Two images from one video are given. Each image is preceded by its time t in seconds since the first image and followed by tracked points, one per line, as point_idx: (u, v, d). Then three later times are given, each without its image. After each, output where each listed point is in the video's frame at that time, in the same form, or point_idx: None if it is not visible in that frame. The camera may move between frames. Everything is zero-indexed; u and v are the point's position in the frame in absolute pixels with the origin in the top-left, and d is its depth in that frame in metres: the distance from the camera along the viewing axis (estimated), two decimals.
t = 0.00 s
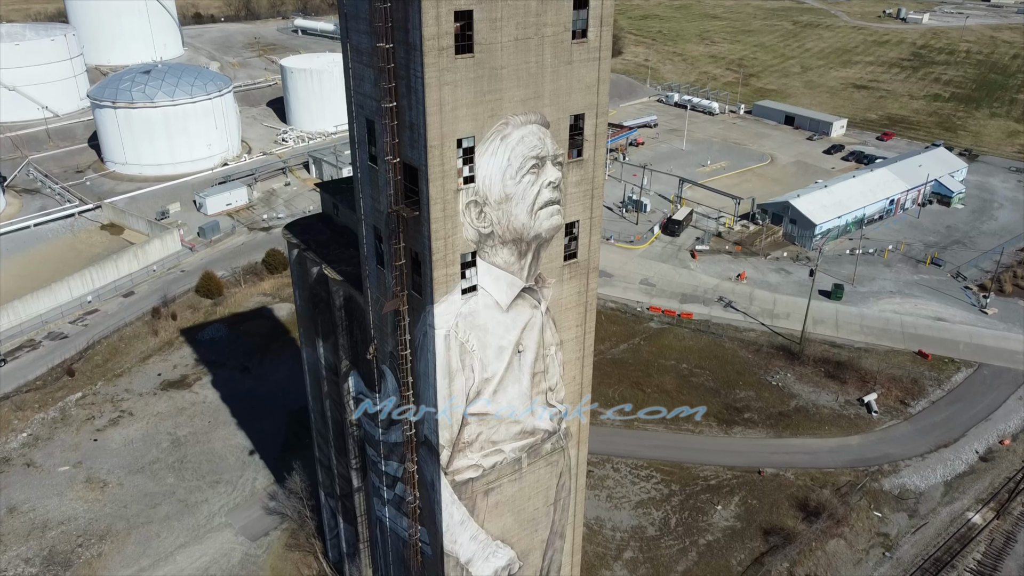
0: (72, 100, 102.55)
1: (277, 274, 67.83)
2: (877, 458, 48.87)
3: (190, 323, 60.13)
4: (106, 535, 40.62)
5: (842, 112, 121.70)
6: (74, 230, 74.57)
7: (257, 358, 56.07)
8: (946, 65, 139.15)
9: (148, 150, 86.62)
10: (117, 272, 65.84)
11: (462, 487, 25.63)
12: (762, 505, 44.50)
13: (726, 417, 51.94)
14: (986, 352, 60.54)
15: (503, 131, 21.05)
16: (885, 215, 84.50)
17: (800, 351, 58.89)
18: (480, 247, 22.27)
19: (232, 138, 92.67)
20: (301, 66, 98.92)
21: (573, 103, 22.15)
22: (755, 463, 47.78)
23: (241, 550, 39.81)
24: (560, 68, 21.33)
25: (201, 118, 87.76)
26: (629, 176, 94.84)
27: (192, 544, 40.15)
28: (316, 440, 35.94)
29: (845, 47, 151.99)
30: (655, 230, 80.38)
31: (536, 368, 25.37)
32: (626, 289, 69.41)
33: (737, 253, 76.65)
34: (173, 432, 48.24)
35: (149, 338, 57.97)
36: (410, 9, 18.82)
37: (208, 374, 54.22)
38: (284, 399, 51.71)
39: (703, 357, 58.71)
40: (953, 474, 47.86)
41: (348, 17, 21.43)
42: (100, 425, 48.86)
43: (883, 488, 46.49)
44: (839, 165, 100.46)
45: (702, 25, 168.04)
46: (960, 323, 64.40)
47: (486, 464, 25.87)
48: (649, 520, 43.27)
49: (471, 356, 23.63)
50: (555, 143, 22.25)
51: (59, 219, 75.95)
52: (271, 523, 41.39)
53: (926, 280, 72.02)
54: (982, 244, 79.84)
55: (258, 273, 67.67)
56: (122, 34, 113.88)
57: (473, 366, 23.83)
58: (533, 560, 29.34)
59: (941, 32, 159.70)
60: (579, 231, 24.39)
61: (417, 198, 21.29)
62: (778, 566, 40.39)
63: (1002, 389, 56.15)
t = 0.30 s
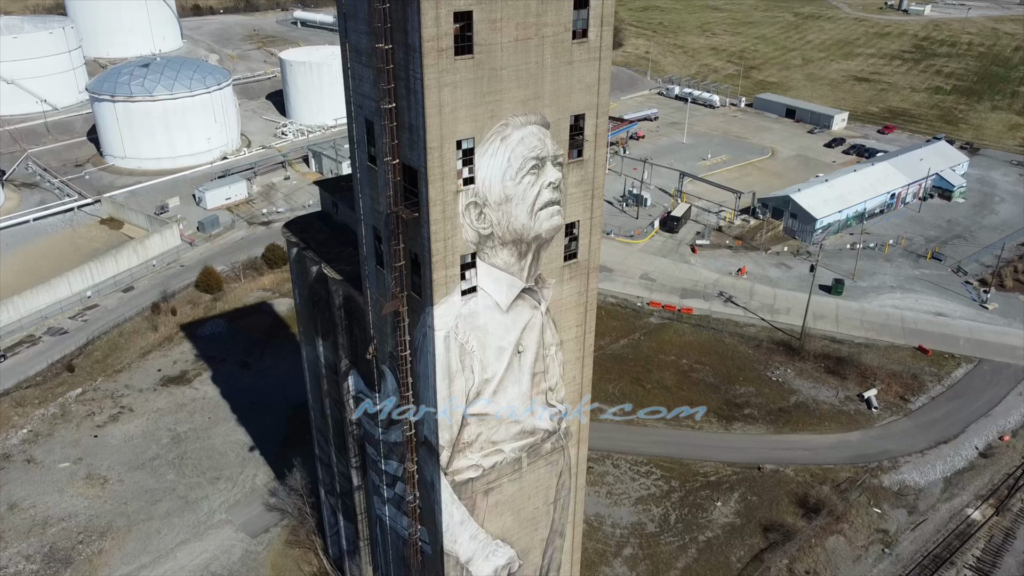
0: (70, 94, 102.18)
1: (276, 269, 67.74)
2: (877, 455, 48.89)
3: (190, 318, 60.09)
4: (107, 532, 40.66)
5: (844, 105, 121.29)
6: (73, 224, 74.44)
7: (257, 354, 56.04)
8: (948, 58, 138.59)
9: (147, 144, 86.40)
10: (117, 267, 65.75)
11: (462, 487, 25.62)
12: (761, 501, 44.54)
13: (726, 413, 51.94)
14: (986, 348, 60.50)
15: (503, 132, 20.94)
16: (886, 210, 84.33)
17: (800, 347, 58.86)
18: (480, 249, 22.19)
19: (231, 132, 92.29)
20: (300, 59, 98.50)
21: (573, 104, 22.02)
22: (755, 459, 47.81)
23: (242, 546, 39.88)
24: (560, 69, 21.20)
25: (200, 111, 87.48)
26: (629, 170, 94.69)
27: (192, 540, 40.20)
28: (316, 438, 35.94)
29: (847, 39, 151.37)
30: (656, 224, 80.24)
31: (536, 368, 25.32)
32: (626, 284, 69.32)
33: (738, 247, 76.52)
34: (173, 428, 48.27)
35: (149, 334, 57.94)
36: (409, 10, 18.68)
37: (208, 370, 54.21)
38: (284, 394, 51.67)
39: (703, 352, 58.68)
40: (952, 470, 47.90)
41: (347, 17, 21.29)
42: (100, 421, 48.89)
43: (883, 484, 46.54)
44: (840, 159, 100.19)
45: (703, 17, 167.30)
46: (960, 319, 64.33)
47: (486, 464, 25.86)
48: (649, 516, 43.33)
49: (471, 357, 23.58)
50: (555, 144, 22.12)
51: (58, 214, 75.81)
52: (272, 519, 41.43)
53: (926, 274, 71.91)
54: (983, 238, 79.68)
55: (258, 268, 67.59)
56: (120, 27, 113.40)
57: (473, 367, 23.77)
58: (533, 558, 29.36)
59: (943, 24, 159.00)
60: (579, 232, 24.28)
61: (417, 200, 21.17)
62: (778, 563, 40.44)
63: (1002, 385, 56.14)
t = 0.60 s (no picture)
0: (69, 87, 101.85)
1: (276, 264, 67.65)
2: (877, 451, 48.91)
3: (190, 314, 60.06)
4: (107, 529, 40.73)
5: (845, 98, 120.89)
6: (73, 219, 74.31)
7: (257, 349, 56.00)
8: (949, 50, 138.05)
9: (146, 138, 86.16)
10: (116, 262, 65.67)
11: (462, 488, 25.63)
12: (761, 498, 44.59)
13: (725, 410, 51.94)
14: (986, 343, 60.49)
15: (502, 133, 20.82)
16: (887, 204, 84.17)
17: (800, 342, 58.84)
18: (480, 250, 22.11)
19: (230, 126, 91.97)
20: (299, 52, 98.08)
21: (573, 104, 21.90)
22: (754, 456, 47.84)
23: (242, 543, 39.94)
24: (560, 70, 21.07)
25: (199, 105, 87.18)
26: (629, 164, 94.53)
27: (193, 537, 40.27)
28: (316, 436, 35.94)
29: (848, 31, 150.73)
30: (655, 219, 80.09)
31: (536, 368, 25.27)
32: (627, 279, 69.23)
33: (738, 242, 76.40)
34: (173, 425, 48.28)
35: (149, 330, 57.90)
36: (408, 12, 18.56)
37: (208, 366, 54.19)
38: (284, 390, 51.69)
39: (703, 348, 58.63)
40: (952, 466, 47.91)
41: (346, 17, 21.14)
42: (100, 417, 48.90)
43: (882, 480, 46.57)
44: (840, 152, 99.92)
45: (704, 8, 166.58)
46: (961, 314, 64.30)
47: (486, 464, 25.85)
48: (649, 513, 43.41)
49: (471, 358, 23.52)
50: (555, 144, 22.01)
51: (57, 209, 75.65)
52: (272, 516, 41.49)
53: (927, 269, 71.82)
54: (983, 232, 79.57)
55: (258, 263, 67.50)
56: (119, 20, 112.96)
57: (472, 368, 23.73)
58: (533, 557, 29.39)
59: (945, 16, 158.29)
60: (579, 232, 24.20)
61: (416, 201, 21.07)
62: (777, 559, 40.55)
63: (1002, 380, 56.15)
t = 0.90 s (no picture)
0: (68, 80, 101.55)
1: (276, 259, 67.57)
2: (876, 447, 48.93)
3: (190, 309, 60.02)
4: (108, 525, 40.80)
5: (846, 91, 120.48)
6: (72, 213, 74.16)
7: (257, 345, 55.98)
8: (951, 42, 137.46)
9: (146, 132, 85.94)
10: (116, 257, 65.61)
11: (462, 488, 25.63)
12: (760, 495, 44.64)
13: (725, 405, 51.96)
14: (986, 339, 60.46)
15: (502, 134, 20.71)
16: (888, 198, 83.98)
17: (801, 338, 58.80)
18: (480, 251, 22.03)
19: (230, 119, 91.67)
20: (299, 45, 97.67)
21: (573, 105, 21.77)
22: (754, 452, 47.88)
23: (243, 540, 40.02)
24: (561, 70, 20.95)
25: (198, 99, 86.90)
26: (630, 158, 94.34)
27: (193, 534, 40.35)
28: (316, 434, 35.95)
29: (849, 23, 150.05)
30: (656, 213, 79.94)
31: (536, 368, 25.23)
32: (627, 274, 69.15)
33: (738, 237, 76.28)
34: (173, 421, 48.30)
35: (149, 325, 57.90)
36: (408, 13, 18.43)
37: (208, 361, 54.18)
38: (284, 386, 51.70)
39: (703, 343, 58.62)
40: (951, 462, 47.96)
41: (345, 17, 21.00)
42: (100, 413, 48.93)
43: (882, 476, 46.61)
44: (841, 146, 99.65)
45: None
46: (961, 309, 64.26)
47: (486, 464, 25.85)
48: (648, 509, 43.47)
49: (471, 359, 23.48)
50: (555, 145, 21.90)
51: (56, 203, 75.49)
52: (273, 512, 41.57)
53: (927, 264, 71.73)
54: (984, 227, 79.45)
55: (258, 258, 67.43)
56: (117, 12, 112.57)
57: (472, 369, 23.68)
58: (533, 556, 29.44)
59: (947, 7, 157.52)
60: (579, 232, 24.10)
61: (415, 203, 20.97)
62: (776, 556, 40.60)
63: (1002, 376, 56.15)
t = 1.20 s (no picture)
0: (67, 73, 101.25)
1: (275, 254, 67.51)
2: (876, 444, 48.98)
3: (190, 304, 59.99)
4: (108, 522, 40.86)
5: (847, 84, 120.10)
6: (71, 208, 74.02)
7: (257, 341, 55.95)
8: (953, 34, 136.86)
9: (145, 126, 85.70)
10: (115, 252, 65.54)
11: (462, 488, 25.63)
12: (759, 491, 44.73)
13: (725, 402, 51.99)
14: (986, 335, 60.42)
15: (502, 136, 20.61)
16: (888, 192, 83.79)
17: (801, 334, 58.75)
18: (480, 253, 21.97)
19: (229, 113, 91.37)
20: (298, 38, 97.29)
21: (573, 106, 21.66)
22: (754, 448, 47.92)
23: (243, 537, 40.09)
24: (561, 71, 20.83)
25: (197, 92, 86.60)
26: (630, 152, 94.17)
27: (194, 531, 40.41)
28: (316, 432, 35.95)
29: (851, 15, 149.35)
30: (656, 208, 79.79)
31: (536, 369, 25.19)
32: (627, 269, 69.07)
33: (738, 232, 76.15)
34: (174, 417, 48.34)
35: (148, 321, 57.87)
36: (407, 16, 18.32)
37: (208, 357, 54.18)
38: (284, 382, 51.71)
39: (703, 339, 58.59)
40: (951, 459, 48.01)
41: (343, 18, 20.87)
42: (100, 410, 48.96)
43: (881, 473, 46.66)
44: (843, 140, 99.38)
45: None
46: (962, 305, 64.20)
47: (485, 464, 25.84)
48: (648, 506, 43.53)
49: (471, 360, 23.45)
50: (555, 147, 21.80)
51: (56, 198, 75.35)
52: (273, 509, 41.62)
53: (928, 259, 71.63)
54: (985, 222, 79.31)
55: (257, 253, 67.35)
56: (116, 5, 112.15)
57: (472, 370, 23.64)
58: (533, 554, 29.47)
59: None
60: (579, 234, 24.03)
61: (415, 205, 20.88)
62: (776, 553, 40.65)
63: (1002, 372, 56.16)
